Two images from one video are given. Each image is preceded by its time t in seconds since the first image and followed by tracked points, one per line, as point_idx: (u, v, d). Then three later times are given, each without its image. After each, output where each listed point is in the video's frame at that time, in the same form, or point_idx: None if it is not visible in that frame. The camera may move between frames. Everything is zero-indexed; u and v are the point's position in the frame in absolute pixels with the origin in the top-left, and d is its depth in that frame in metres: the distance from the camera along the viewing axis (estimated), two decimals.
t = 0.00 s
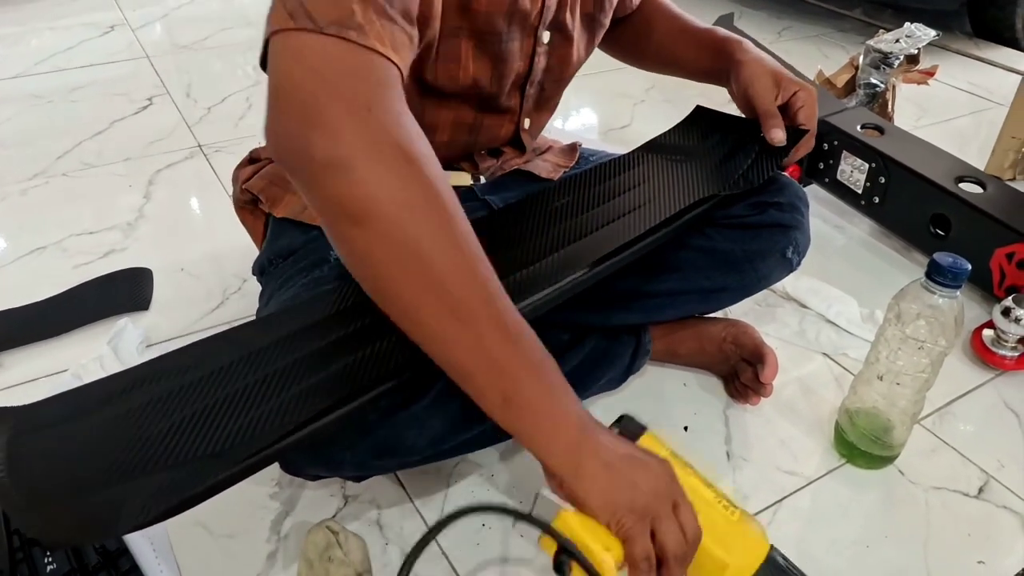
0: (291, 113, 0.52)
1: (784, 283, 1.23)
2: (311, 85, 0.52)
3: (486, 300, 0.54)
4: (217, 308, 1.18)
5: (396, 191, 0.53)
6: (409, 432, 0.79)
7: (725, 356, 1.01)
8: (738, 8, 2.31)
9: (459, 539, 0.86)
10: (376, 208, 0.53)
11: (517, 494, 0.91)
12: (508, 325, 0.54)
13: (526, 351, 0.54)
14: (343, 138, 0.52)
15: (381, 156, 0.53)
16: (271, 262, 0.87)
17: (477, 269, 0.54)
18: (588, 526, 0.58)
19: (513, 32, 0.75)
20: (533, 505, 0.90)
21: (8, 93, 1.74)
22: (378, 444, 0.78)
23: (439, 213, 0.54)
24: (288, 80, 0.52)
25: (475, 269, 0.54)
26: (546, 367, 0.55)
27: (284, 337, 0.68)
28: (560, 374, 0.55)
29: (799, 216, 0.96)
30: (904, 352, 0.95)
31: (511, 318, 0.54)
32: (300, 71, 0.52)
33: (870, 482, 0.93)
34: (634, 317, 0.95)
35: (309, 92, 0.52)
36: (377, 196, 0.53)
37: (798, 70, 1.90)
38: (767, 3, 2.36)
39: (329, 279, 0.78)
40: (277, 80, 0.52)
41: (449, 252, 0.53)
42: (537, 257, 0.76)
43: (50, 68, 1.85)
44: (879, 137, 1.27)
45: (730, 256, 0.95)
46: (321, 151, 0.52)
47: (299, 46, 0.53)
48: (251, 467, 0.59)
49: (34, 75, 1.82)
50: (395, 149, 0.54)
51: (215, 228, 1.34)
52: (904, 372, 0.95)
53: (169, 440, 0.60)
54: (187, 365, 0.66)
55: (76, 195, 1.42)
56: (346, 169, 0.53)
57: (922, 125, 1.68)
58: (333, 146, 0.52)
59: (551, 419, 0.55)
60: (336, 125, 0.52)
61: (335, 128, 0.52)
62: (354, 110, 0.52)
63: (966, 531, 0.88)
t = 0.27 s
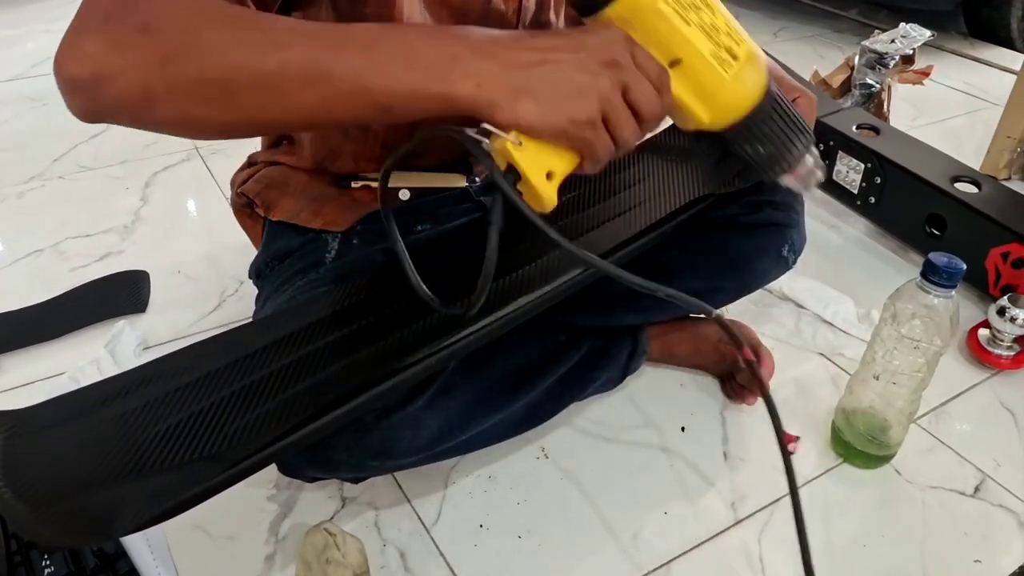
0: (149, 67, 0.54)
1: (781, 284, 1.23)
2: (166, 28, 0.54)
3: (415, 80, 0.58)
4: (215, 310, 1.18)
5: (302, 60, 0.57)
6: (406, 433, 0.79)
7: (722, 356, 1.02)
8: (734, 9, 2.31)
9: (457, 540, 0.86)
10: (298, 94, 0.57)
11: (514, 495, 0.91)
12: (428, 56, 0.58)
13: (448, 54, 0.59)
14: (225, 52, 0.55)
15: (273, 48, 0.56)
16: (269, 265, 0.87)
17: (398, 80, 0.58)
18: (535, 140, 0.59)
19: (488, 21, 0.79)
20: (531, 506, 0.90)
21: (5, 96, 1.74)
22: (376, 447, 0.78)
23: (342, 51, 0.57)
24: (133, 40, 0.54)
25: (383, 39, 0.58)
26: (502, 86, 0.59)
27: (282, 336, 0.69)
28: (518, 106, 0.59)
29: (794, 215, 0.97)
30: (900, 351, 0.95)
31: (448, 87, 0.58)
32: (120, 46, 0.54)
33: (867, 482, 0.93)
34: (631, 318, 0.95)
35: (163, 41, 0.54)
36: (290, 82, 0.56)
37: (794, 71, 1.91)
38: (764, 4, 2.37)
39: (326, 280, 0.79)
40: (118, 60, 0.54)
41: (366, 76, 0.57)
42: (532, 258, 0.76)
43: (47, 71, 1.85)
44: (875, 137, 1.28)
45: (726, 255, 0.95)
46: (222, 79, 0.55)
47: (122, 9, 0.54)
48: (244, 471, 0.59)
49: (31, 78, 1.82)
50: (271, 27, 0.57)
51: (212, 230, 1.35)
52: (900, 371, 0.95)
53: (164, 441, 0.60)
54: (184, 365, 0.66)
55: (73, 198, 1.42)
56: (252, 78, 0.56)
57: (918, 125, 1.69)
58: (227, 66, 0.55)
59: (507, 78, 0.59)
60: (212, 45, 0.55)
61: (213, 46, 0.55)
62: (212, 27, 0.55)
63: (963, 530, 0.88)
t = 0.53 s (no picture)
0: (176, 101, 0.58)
1: (777, 283, 1.23)
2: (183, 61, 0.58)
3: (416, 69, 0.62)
4: (211, 312, 1.18)
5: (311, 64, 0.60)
6: (402, 434, 0.79)
7: (719, 356, 1.01)
8: (730, 9, 2.31)
9: (454, 542, 0.86)
10: (318, 100, 0.61)
11: (511, 496, 0.91)
12: (424, 45, 0.62)
13: (440, 40, 0.62)
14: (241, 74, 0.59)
15: (284, 60, 0.60)
16: (264, 267, 0.87)
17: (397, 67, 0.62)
18: (527, 103, 0.64)
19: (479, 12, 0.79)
20: (527, 507, 0.89)
21: None
22: (372, 448, 0.78)
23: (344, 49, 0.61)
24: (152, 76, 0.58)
25: (382, 36, 0.62)
26: (493, 61, 0.62)
27: (275, 338, 0.69)
28: (507, 73, 0.63)
29: (790, 214, 0.96)
30: (896, 350, 0.95)
31: (442, 66, 0.62)
32: (146, 87, 0.58)
33: (864, 481, 0.93)
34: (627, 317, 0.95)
35: (184, 74, 0.58)
36: (309, 89, 0.60)
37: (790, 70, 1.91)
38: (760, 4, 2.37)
39: (321, 283, 0.79)
40: (148, 100, 0.58)
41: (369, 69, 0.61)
42: (528, 258, 0.76)
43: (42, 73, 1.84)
44: (871, 136, 1.28)
45: (722, 255, 0.95)
46: (248, 101, 0.59)
47: (137, 50, 0.58)
48: (238, 474, 0.58)
49: (25, 80, 1.81)
50: (275, 38, 0.60)
51: (208, 232, 1.34)
52: (897, 370, 0.95)
53: (158, 444, 0.60)
54: (178, 368, 0.67)
55: (69, 200, 1.42)
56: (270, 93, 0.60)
57: (915, 124, 1.69)
58: (250, 87, 0.59)
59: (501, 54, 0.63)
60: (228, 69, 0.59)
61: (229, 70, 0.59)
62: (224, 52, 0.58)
63: (961, 529, 0.88)
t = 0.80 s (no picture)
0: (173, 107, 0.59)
1: (776, 283, 1.23)
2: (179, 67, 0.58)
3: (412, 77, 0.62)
4: (210, 313, 1.18)
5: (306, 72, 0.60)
6: (402, 435, 0.79)
7: (718, 356, 1.01)
8: (727, 9, 2.32)
9: (454, 542, 0.86)
10: (315, 105, 0.61)
11: (511, 496, 0.91)
12: (421, 52, 0.62)
13: (435, 48, 0.62)
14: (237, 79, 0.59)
15: (281, 66, 0.60)
16: (264, 268, 0.87)
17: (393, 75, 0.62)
18: (523, 108, 0.64)
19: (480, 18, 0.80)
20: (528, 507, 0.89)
21: None
22: (371, 448, 0.78)
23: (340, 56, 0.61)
24: (149, 81, 0.58)
25: (380, 42, 0.62)
26: (488, 68, 0.63)
27: (273, 340, 0.69)
28: (503, 79, 0.63)
29: (789, 213, 0.96)
30: (895, 349, 0.96)
31: (438, 71, 0.62)
32: (143, 94, 0.58)
33: (864, 480, 0.93)
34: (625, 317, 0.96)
35: (180, 80, 0.58)
36: (306, 95, 0.60)
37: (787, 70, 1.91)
38: (756, 4, 2.37)
39: (320, 284, 0.79)
40: (145, 105, 0.58)
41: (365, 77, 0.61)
42: (527, 258, 0.76)
43: (39, 75, 1.84)
44: (868, 136, 1.28)
45: (720, 254, 0.95)
46: (245, 108, 0.60)
47: (136, 57, 0.58)
48: (237, 475, 0.58)
49: (23, 83, 1.81)
50: (272, 45, 0.60)
51: (206, 234, 1.34)
52: (895, 369, 0.95)
53: (157, 446, 0.60)
54: (177, 370, 0.67)
55: (67, 202, 1.42)
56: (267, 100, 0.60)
57: (912, 124, 1.69)
58: (247, 95, 0.59)
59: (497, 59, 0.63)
60: (225, 76, 0.59)
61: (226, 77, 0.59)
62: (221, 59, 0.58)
63: (960, 527, 0.88)
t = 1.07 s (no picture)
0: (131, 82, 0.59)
1: (775, 284, 1.23)
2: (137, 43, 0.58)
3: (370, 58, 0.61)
4: (210, 316, 1.18)
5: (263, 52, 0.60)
6: (404, 438, 0.79)
7: (718, 357, 1.02)
8: (725, 10, 2.32)
9: (455, 544, 0.86)
10: (265, 87, 0.61)
11: (512, 498, 0.91)
12: (380, 32, 0.61)
13: (396, 28, 0.61)
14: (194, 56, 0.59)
15: (236, 43, 0.60)
16: (265, 271, 0.87)
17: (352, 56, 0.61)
18: (482, 98, 0.62)
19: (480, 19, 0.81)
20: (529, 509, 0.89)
21: None
22: (373, 451, 0.78)
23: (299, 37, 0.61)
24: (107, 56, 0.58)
25: (339, 23, 0.62)
26: (451, 53, 0.61)
27: (275, 343, 0.69)
28: (464, 65, 0.61)
29: (789, 214, 0.96)
30: (895, 350, 0.96)
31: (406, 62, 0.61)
32: (99, 66, 0.58)
33: (864, 480, 0.93)
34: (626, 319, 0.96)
35: (137, 55, 0.58)
36: (258, 74, 0.60)
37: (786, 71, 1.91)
38: (754, 5, 2.38)
39: (321, 287, 0.79)
40: (103, 79, 0.58)
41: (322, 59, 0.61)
42: (528, 260, 0.76)
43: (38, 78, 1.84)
44: (867, 137, 1.28)
45: (720, 256, 0.95)
46: (198, 83, 0.60)
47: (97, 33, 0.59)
48: (241, 478, 0.58)
49: (21, 86, 1.81)
50: (230, 22, 0.60)
51: (206, 236, 1.34)
52: (895, 370, 0.96)
53: (160, 450, 0.60)
54: (177, 374, 0.66)
55: (66, 205, 1.42)
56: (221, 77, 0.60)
57: (910, 124, 1.69)
58: (200, 70, 0.59)
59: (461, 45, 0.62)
60: (182, 52, 0.59)
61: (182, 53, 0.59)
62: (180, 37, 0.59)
63: (961, 527, 0.88)
